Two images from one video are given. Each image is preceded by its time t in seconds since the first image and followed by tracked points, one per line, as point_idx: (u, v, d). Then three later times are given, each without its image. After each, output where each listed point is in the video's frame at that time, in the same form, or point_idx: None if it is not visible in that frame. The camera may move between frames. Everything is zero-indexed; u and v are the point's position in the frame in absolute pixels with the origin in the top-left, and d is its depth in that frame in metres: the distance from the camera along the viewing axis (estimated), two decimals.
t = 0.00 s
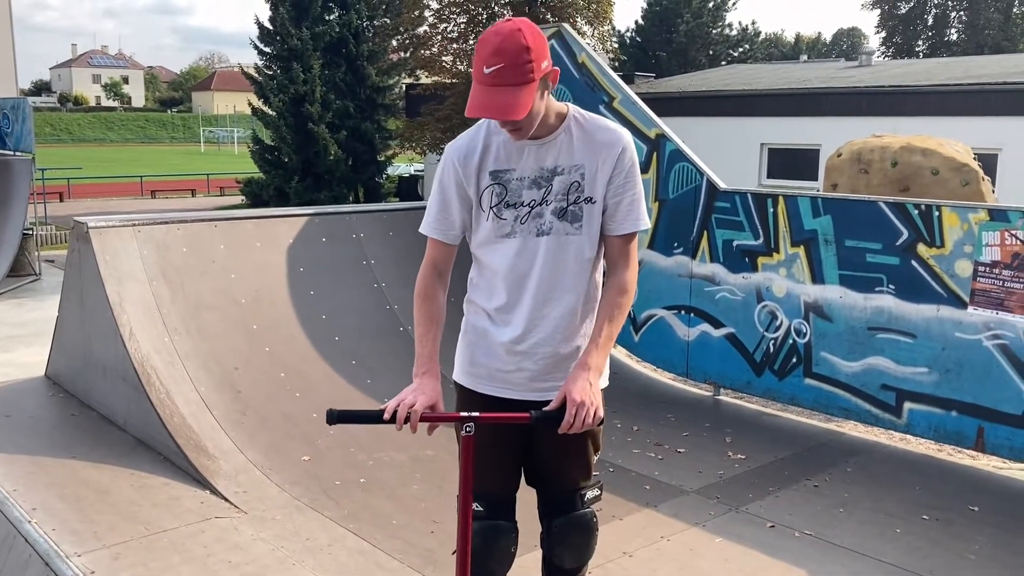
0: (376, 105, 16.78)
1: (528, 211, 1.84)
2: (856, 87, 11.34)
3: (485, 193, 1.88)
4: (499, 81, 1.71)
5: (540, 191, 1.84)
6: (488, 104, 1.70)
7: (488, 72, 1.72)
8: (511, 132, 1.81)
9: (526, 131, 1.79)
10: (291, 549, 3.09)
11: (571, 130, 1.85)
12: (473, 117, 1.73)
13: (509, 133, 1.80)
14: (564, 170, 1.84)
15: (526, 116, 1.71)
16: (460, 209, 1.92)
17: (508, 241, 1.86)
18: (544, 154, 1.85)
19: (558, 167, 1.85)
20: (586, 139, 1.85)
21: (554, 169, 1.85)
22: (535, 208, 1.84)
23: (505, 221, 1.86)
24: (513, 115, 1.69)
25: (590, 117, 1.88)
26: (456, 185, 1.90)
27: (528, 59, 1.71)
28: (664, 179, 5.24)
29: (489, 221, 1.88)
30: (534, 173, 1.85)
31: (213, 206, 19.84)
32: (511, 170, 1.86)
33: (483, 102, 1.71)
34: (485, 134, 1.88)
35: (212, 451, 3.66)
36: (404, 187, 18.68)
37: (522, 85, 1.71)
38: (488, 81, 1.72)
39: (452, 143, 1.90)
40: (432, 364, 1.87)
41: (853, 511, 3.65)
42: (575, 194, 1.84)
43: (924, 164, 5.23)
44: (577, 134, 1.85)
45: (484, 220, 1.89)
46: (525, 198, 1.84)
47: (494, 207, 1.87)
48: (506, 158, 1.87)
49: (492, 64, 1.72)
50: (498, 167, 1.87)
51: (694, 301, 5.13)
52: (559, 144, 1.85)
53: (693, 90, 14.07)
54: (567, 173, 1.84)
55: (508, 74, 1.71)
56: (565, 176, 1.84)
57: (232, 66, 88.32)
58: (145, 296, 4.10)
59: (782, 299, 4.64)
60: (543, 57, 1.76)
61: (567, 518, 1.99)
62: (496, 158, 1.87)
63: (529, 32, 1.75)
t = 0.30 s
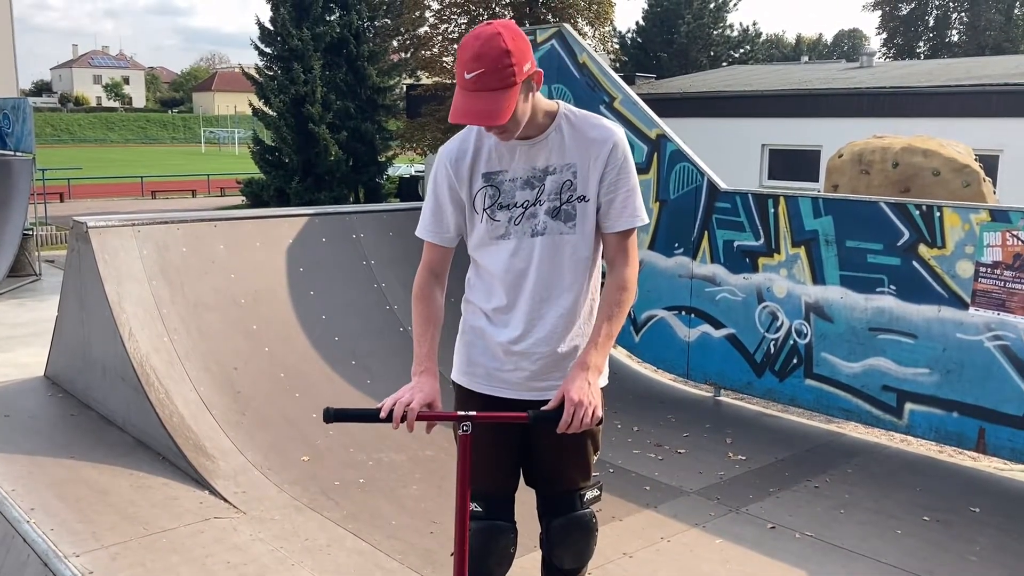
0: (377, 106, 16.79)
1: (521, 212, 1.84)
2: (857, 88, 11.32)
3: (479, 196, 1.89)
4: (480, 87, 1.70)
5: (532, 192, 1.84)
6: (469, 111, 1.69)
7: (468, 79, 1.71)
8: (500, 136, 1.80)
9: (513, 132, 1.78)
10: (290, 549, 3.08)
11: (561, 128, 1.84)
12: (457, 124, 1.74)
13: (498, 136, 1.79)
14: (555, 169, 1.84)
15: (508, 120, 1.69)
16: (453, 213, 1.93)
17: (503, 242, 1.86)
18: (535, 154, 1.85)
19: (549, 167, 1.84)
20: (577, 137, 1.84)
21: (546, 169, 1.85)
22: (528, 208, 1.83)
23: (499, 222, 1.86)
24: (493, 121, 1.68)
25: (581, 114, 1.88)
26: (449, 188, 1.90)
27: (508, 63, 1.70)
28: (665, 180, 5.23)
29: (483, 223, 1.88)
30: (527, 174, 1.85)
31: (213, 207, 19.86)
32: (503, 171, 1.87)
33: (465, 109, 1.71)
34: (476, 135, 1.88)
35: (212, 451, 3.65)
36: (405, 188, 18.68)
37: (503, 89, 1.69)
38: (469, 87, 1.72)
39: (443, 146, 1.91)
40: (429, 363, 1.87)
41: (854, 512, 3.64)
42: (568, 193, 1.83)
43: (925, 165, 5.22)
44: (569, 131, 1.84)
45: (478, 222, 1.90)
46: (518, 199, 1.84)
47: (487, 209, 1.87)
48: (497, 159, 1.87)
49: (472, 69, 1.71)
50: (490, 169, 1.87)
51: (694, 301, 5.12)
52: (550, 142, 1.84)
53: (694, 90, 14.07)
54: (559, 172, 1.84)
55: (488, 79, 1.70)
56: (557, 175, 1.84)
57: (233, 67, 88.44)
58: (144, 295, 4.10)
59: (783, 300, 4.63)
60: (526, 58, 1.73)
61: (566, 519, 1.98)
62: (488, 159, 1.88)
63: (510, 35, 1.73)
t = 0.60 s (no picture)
0: (379, 109, 16.81)
1: (519, 214, 1.83)
2: (860, 92, 11.32)
3: (475, 199, 1.89)
4: (480, 89, 1.69)
5: (530, 193, 1.84)
6: (471, 113, 1.68)
7: (468, 81, 1.70)
8: (498, 142, 1.79)
9: (513, 139, 1.77)
10: (292, 552, 3.08)
11: (558, 129, 1.84)
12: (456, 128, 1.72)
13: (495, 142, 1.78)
14: (553, 170, 1.83)
15: (510, 122, 1.69)
16: (448, 215, 1.95)
17: (501, 245, 1.85)
18: (532, 156, 1.84)
19: (546, 168, 1.84)
20: (575, 138, 1.83)
21: (543, 170, 1.84)
22: (526, 210, 1.83)
23: (497, 224, 1.86)
24: (497, 122, 1.67)
25: (578, 114, 1.87)
26: (445, 190, 1.92)
27: (508, 65, 1.70)
28: (668, 184, 5.23)
29: (480, 225, 1.88)
30: (524, 176, 1.85)
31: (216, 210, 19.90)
32: (500, 173, 1.87)
33: (466, 111, 1.69)
34: (472, 138, 1.89)
35: (214, 454, 3.64)
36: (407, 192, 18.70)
37: (502, 91, 1.69)
38: (468, 91, 1.71)
39: (439, 149, 1.93)
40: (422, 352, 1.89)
41: (857, 517, 3.63)
42: (565, 194, 1.82)
43: (928, 169, 5.22)
44: (565, 133, 1.84)
45: (476, 225, 1.90)
46: (516, 201, 1.84)
47: (484, 211, 1.88)
48: (494, 162, 1.87)
49: (472, 72, 1.71)
50: (487, 171, 1.88)
51: (697, 305, 5.12)
52: (546, 144, 1.83)
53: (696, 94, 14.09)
54: (557, 173, 1.83)
55: (488, 82, 1.69)
56: (554, 176, 1.84)
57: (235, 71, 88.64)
58: (147, 298, 4.10)
59: (786, 303, 4.63)
60: (522, 62, 1.75)
61: (570, 523, 1.98)
62: (484, 162, 1.88)
63: (507, 40, 1.74)
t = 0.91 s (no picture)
0: (383, 114, 16.81)
1: (518, 217, 1.82)
2: (865, 97, 11.31)
3: (474, 202, 1.88)
4: (483, 90, 1.69)
5: (530, 197, 1.83)
6: (473, 114, 1.67)
7: (472, 81, 1.70)
8: (501, 144, 1.78)
9: (514, 141, 1.76)
10: (296, 558, 3.07)
11: (559, 132, 1.83)
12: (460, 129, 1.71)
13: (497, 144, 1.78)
14: (553, 174, 1.82)
15: (513, 124, 1.68)
16: (443, 216, 1.98)
17: (500, 249, 1.84)
18: (532, 160, 1.83)
19: (547, 172, 1.83)
20: (576, 142, 1.82)
21: (543, 174, 1.83)
22: (525, 214, 1.82)
23: (495, 228, 1.85)
24: (500, 122, 1.66)
25: (580, 118, 1.86)
26: (442, 194, 1.95)
27: (511, 67, 1.70)
28: (672, 189, 5.22)
29: (479, 229, 1.87)
30: (524, 179, 1.84)
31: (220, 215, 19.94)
32: (499, 176, 1.86)
33: (469, 112, 1.68)
34: (471, 141, 1.89)
35: (218, 459, 3.64)
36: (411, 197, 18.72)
37: (505, 93, 1.69)
38: (471, 92, 1.70)
39: (438, 150, 1.93)
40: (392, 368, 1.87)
41: (862, 523, 3.61)
42: (566, 198, 1.81)
43: (932, 174, 5.20)
44: (566, 137, 1.82)
45: (474, 228, 1.89)
46: (515, 205, 1.83)
47: (482, 215, 1.87)
48: (493, 165, 1.86)
49: (476, 72, 1.70)
50: (486, 174, 1.87)
51: (702, 310, 5.11)
52: (546, 147, 1.82)
53: (700, 99, 14.09)
54: (557, 177, 1.82)
55: (491, 83, 1.69)
56: (555, 180, 1.82)
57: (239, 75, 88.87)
58: (151, 302, 4.10)
59: (791, 308, 4.62)
60: (526, 63, 1.75)
61: (572, 529, 1.96)
62: (484, 165, 1.87)
63: (510, 42, 1.74)
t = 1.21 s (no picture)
0: (389, 120, 16.81)
1: (518, 227, 1.82)
2: (869, 104, 11.31)
3: (474, 212, 1.88)
4: (479, 95, 1.69)
5: (529, 206, 1.83)
6: (469, 118, 1.68)
7: (468, 85, 1.70)
8: (496, 149, 1.79)
9: (510, 146, 1.77)
10: (298, 564, 3.07)
11: (557, 141, 1.84)
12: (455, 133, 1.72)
13: (493, 148, 1.78)
14: (552, 183, 1.83)
15: (508, 129, 1.69)
16: (445, 232, 1.92)
17: (500, 259, 1.84)
18: (531, 169, 1.84)
19: (546, 181, 1.83)
20: (575, 150, 1.83)
21: (542, 183, 1.84)
22: (525, 223, 1.82)
23: (496, 238, 1.84)
24: (495, 127, 1.67)
25: (576, 126, 1.87)
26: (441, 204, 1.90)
27: (507, 72, 1.70)
28: (676, 195, 5.23)
29: (479, 239, 1.87)
30: (523, 189, 1.84)
31: (226, 220, 20.03)
32: (498, 186, 1.86)
33: (465, 117, 1.69)
34: (469, 150, 1.88)
35: (221, 464, 3.65)
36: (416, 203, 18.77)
37: (501, 98, 1.69)
38: (467, 96, 1.71)
39: (436, 160, 1.91)
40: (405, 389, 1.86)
41: (866, 530, 3.60)
42: (565, 206, 1.82)
43: (937, 180, 5.20)
44: (565, 145, 1.83)
45: (475, 239, 1.88)
46: (516, 215, 1.83)
47: (483, 225, 1.86)
48: (492, 174, 1.86)
49: (472, 77, 1.71)
50: (485, 184, 1.86)
51: (706, 317, 5.10)
52: (545, 156, 1.83)
53: (704, 105, 14.11)
54: (556, 186, 1.83)
55: (488, 87, 1.69)
56: (554, 189, 1.83)
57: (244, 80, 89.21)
58: (156, 308, 4.12)
59: (795, 315, 4.61)
60: (523, 68, 1.75)
61: (573, 537, 1.96)
62: (482, 175, 1.87)
63: (507, 46, 1.74)
